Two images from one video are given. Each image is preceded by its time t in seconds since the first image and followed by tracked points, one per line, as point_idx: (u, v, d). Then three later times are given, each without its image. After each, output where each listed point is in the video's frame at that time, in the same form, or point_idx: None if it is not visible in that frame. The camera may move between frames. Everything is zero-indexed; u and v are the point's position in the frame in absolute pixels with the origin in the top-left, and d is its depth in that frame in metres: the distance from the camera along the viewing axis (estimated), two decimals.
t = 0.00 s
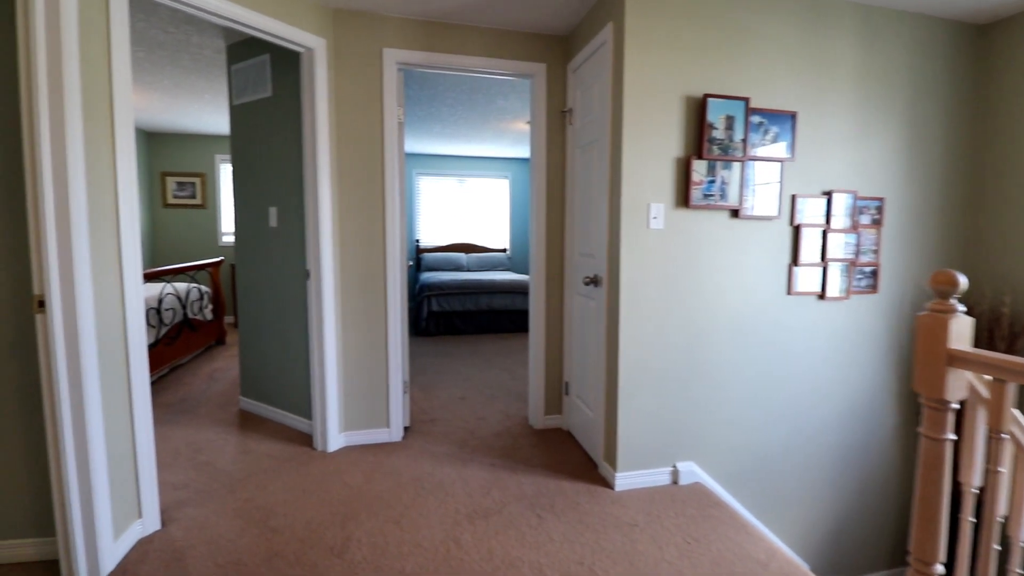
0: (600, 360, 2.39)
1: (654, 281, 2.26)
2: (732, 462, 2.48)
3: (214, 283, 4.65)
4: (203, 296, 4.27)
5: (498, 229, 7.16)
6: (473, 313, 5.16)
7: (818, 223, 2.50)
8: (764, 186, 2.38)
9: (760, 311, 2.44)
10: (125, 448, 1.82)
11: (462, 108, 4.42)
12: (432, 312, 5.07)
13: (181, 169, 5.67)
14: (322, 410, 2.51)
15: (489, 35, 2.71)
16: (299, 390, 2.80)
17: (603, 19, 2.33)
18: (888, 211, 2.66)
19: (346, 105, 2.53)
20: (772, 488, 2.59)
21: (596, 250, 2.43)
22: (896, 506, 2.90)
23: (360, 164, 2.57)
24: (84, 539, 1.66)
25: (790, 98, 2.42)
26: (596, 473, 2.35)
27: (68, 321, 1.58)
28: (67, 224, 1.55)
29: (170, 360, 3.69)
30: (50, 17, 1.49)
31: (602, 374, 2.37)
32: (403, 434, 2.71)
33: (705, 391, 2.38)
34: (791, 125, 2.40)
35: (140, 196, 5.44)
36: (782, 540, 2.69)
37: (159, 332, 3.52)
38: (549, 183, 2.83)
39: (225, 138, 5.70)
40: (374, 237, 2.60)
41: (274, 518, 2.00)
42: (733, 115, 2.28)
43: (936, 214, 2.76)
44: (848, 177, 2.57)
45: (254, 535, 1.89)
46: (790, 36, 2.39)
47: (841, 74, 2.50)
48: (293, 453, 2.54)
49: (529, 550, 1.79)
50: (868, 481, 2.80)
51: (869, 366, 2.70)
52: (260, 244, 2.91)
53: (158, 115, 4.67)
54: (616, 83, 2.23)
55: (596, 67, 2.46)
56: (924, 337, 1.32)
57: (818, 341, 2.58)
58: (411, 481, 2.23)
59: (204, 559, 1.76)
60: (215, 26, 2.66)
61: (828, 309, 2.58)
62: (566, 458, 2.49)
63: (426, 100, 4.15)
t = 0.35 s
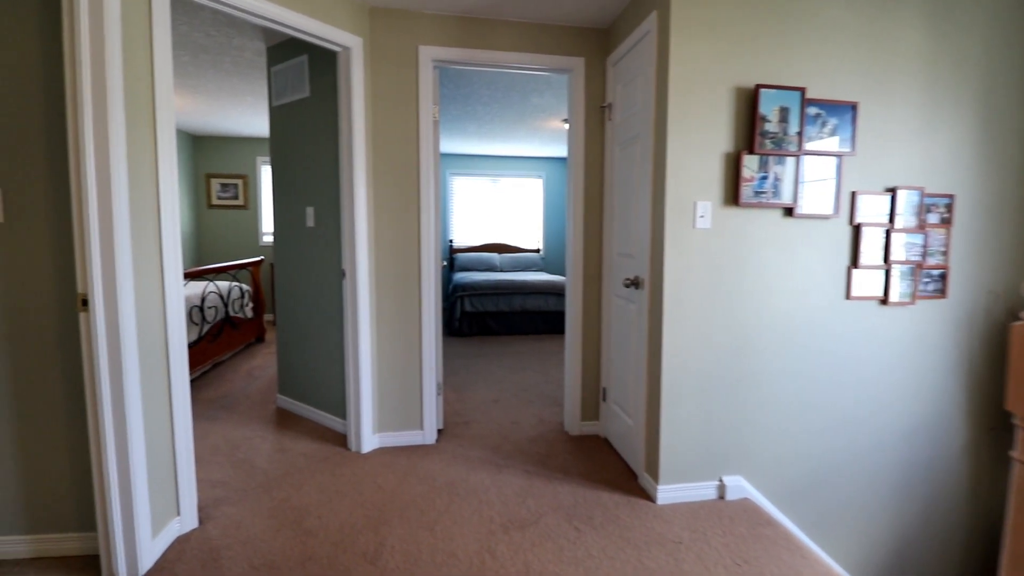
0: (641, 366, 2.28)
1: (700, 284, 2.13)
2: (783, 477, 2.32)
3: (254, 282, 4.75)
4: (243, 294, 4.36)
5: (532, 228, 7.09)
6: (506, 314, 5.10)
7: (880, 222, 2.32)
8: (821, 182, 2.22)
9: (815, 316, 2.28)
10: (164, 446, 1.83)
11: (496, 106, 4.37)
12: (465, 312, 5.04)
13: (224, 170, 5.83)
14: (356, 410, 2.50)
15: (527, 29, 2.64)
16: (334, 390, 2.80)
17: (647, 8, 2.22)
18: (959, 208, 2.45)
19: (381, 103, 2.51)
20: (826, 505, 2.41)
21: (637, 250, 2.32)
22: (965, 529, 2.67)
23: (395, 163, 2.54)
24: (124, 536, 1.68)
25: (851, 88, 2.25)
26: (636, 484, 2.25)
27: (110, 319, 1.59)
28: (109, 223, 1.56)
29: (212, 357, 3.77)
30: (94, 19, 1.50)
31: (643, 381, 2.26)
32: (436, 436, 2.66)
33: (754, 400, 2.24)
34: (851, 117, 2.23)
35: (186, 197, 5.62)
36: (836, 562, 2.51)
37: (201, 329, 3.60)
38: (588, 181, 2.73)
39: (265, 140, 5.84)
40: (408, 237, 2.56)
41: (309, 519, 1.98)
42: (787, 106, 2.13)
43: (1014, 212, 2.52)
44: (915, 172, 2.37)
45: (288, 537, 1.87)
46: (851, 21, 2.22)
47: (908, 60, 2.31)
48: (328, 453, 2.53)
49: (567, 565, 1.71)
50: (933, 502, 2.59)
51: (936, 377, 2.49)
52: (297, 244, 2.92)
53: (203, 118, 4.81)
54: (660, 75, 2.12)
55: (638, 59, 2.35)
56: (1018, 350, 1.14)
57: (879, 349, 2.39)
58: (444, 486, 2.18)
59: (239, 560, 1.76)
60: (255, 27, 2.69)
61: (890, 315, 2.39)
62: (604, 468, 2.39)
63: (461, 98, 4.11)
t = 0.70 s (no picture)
0: (678, 374, 2.18)
1: (743, 288, 2.02)
2: (832, 495, 2.18)
3: (288, 282, 4.82)
4: (278, 294, 4.43)
5: (562, 229, 7.00)
6: (536, 316, 5.03)
7: (942, 222, 2.15)
8: (876, 180, 2.07)
9: (868, 324, 2.13)
10: (197, 446, 1.84)
11: (527, 105, 4.31)
12: (494, 314, 5.00)
13: (261, 173, 5.97)
14: (386, 413, 2.48)
15: (560, 25, 2.57)
16: (364, 392, 2.79)
17: None
18: None
19: (413, 104, 2.48)
20: (879, 526, 2.25)
21: (676, 253, 2.22)
22: None
23: (426, 163, 2.50)
24: (158, 536, 1.69)
25: (910, 78, 2.09)
26: (673, 498, 2.14)
27: (145, 320, 1.61)
28: (144, 226, 1.57)
29: (247, 356, 3.84)
30: (130, 23, 1.51)
31: (682, 389, 2.15)
32: (466, 441, 2.61)
33: (801, 413, 2.10)
34: (911, 110, 2.06)
35: (224, 199, 5.77)
36: None
37: (237, 328, 3.66)
38: (623, 180, 2.64)
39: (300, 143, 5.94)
40: (439, 239, 2.53)
41: (338, 523, 1.96)
42: (840, 99, 2.00)
43: None
44: (982, 168, 2.19)
45: (317, 541, 1.85)
46: (911, 6, 2.06)
47: (974, 47, 2.13)
48: (357, 455, 2.52)
49: None
50: (999, 525, 2.39)
51: (1003, 390, 2.29)
52: (329, 245, 2.93)
53: (240, 122, 4.92)
54: (701, 69, 2.02)
55: (676, 53, 2.25)
56: None
57: (939, 359, 2.22)
58: (473, 493, 2.13)
59: (269, 563, 1.75)
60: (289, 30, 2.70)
61: (952, 323, 2.21)
62: (640, 480, 2.29)
63: (491, 98, 4.07)
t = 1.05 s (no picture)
0: (722, 382, 2.07)
1: (793, 292, 1.89)
2: (889, 515, 2.02)
3: (324, 281, 4.89)
4: (314, 294, 4.50)
5: (595, 229, 6.88)
6: (569, 317, 4.94)
7: (1019, 223, 1.96)
8: (944, 176, 1.91)
9: (933, 332, 1.97)
10: (233, 445, 1.85)
11: (561, 103, 4.24)
12: (526, 315, 4.94)
13: (299, 174, 6.10)
14: (418, 415, 2.45)
15: (597, 19, 2.49)
16: (397, 392, 2.78)
17: None
18: None
19: (446, 102, 2.45)
20: (941, 550, 2.09)
21: (720, 254, 2.11)
22: None
23: (460, 163, 2.47)
24: (194, 533, 1.70)
25: (982, 65, 1.92)
26: (715, 513, 2.04)
27: (183, 320, 1.62)
28: (182, 227, 1.58)
29: (284, 354, 3.90)
30: (169, 25, 1.53)
31: (726, 398, 2.04)
32: (498, 445, 2.56)
33: (856, 427, 1.96)
34: (983, 99, 1.90)
35: (264, 200, 5.92)
36: None
37: (275, 327, 3.72)
38: (662, 179, 2.54)
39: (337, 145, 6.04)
40: (472, 239, 2.49)
41: (369, 525, 1.94)
42: (904, 89, 1.85)
43: None
44: None
45: (349, 543, 1.84)
46: None
47: None
48: (390, 456, 2.50)
49: None
50: None
51: None
52: (363, 246, 2.94)
53: (280, 124, 5.02)
54: (749, 59, 1.90)
55: (721, 44, 2.14)
56: None
57: (1013, 371, 2.03)
58: (506, 499, 2.08)
59: (301, 564, 1.74)
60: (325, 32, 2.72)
61: None
62: (679, 492, 2.19)
63: (524, 96, 4.02)
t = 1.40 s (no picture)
0: (765, 389, 1.97)
1: (844, 296, 1.79)
2: (948, 536, 1.89)
3: (357, 281, 4.96)
4: (348, 293, 4.56)
5: (627, 229, 6.76)
6: (600, 319, 4.86)
7: None
8: (1013, 172, 1.77)
9: (999, 340, 1.82)
10: (269, 444, 1.88)
11: (593, 101, 4.17)
12: (557, 316, 4.88)
13: (334, 176, 6.21)
14: (449, 416, 2.44)
15: (633, 13, 2.42)
16: (428, 393, 2.78)
17: None
18: None
19: (478, 101, 2.43)
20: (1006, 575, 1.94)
21: (764, 255, 2.01)
22: None
23: (492, 162, 2.44)
24: (231, 530, 1.73)
25: None
26: (757, 527, 1.95)
27: (221, 319, 1.65)
28: (221, 227, 1.61)
29: (319, 352, 3.96)
30: (210, 29, 1.55)
31: (769, 406, 1.95)
32: (529, 448, 2.52)
33: (912, 440, 1.84)
34: None
35: (300, 201, 6.05)
36: None
37: (310, 325, 3.78)
38: (701, 177, 2.45)
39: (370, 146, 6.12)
40: (504, 239, 2.45)
41: (400, 526, 1.93)
42: (968, 79, 1.72)
43: None
44: None
45: (380, 544, 1.83)
46: None
47: None
48: (421, 456, 2.49)
49: None
50: None
51: None
52: (395, 245, 2.95)
53: (315, 127, 5.12)
54: (797, 50, 1.81)
55: (765, 35, 2.04)
56: None
57: None
58: (537, 505, 2.04)
59: (334, 564, 1.74)
60: (359, 34, 2.74)
61: None
62: (718, 503, 2.11)
63: (556, 95, 3.97)
